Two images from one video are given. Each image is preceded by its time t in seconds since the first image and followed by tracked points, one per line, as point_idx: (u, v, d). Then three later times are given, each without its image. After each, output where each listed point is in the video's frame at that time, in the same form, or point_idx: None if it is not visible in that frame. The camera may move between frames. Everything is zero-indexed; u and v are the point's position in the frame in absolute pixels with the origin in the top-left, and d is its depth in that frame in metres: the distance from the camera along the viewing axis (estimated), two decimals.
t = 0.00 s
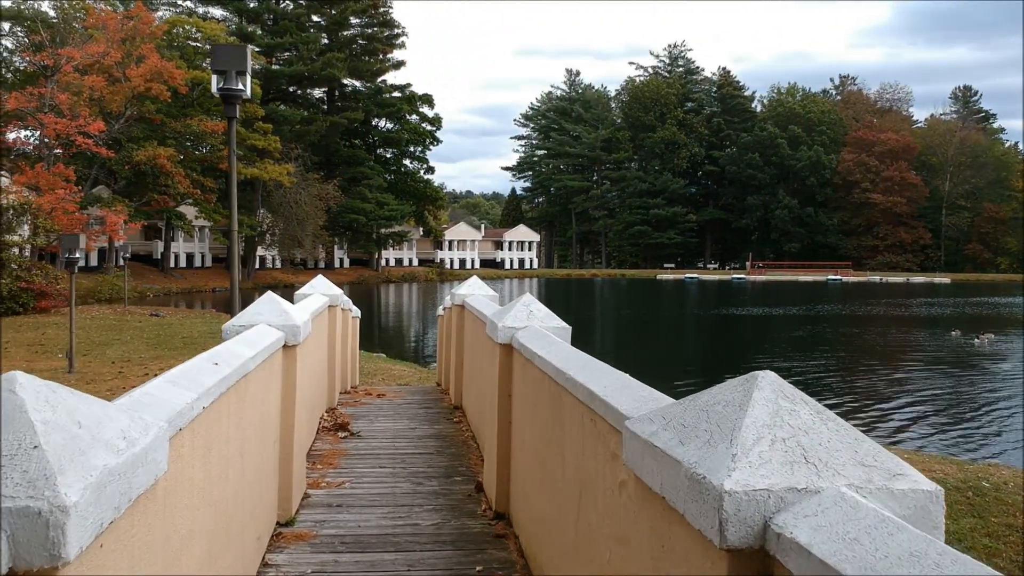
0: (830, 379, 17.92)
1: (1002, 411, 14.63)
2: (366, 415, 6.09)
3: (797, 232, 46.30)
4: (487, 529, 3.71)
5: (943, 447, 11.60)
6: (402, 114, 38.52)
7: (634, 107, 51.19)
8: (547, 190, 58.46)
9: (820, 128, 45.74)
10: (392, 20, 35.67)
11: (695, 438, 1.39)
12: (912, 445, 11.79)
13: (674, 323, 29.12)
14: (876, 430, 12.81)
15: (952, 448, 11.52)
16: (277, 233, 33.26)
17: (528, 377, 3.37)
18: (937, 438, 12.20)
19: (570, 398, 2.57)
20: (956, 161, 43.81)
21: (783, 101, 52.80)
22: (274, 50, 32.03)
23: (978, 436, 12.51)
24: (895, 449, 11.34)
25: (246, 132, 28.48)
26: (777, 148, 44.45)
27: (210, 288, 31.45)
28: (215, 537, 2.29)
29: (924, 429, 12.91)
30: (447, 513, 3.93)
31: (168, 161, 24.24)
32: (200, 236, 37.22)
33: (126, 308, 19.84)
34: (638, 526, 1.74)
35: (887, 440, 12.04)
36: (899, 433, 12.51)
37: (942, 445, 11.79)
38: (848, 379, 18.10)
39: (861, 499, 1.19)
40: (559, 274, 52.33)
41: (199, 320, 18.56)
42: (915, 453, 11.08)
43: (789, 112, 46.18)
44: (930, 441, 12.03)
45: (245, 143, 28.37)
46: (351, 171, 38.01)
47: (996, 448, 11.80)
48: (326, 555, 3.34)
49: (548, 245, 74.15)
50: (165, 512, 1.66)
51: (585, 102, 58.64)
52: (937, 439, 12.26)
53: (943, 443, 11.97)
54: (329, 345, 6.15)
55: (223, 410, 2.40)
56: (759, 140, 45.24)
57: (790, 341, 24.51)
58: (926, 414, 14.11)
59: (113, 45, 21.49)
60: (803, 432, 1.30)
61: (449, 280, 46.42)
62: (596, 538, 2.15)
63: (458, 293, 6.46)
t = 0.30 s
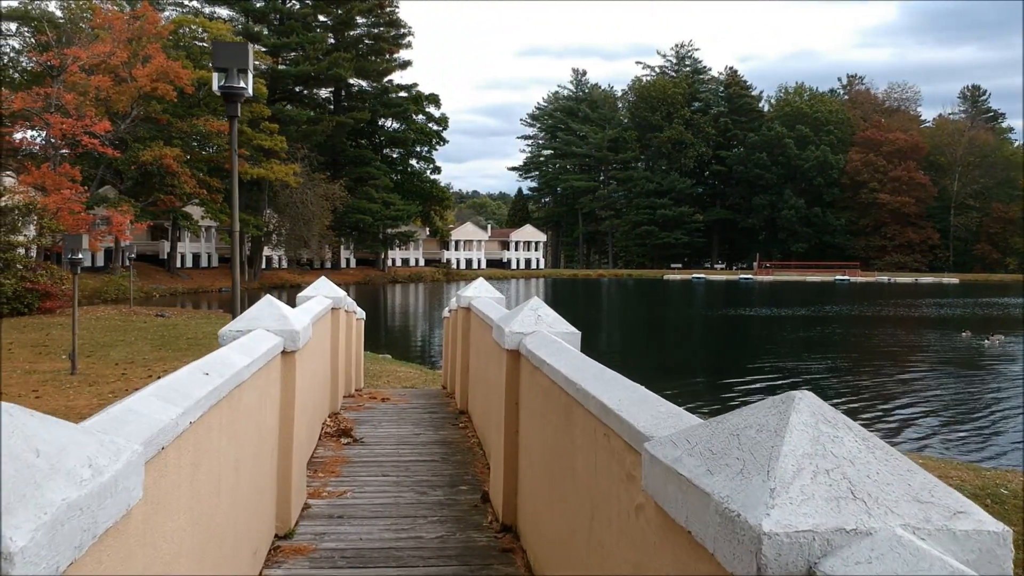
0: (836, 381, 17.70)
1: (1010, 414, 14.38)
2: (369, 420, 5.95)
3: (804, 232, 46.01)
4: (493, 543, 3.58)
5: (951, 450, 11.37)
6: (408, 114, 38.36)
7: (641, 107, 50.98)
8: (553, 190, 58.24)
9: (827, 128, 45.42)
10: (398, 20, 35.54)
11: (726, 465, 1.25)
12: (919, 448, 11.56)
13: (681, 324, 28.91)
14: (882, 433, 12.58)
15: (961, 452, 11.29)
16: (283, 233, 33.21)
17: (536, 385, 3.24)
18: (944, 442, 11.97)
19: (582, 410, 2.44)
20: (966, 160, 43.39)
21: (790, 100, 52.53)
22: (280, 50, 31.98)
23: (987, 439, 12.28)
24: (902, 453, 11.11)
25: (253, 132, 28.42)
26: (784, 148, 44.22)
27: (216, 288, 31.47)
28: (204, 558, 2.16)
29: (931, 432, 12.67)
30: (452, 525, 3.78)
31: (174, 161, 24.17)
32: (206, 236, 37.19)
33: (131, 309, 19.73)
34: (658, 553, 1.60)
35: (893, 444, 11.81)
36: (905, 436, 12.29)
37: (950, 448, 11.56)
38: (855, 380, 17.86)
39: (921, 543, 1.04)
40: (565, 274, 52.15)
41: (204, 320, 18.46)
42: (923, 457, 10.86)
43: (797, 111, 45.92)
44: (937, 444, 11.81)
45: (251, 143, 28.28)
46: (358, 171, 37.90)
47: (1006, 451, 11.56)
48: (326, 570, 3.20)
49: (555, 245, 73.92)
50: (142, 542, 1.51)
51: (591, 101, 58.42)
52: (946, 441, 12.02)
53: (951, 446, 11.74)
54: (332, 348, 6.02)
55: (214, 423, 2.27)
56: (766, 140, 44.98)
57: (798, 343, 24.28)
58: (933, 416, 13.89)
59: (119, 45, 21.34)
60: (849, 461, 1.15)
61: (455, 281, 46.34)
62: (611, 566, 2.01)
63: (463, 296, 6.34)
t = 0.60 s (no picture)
0: (839, 382, 17.53)
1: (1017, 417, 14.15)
2: (370, 426, 5.82)
3: (810, 232, 45.75)
4: (497, 559, 3.44)
5: (955, 454, 11.18)
6: (413, 114, 38.25)
7: (646, 107, 50.79)
8: (558, 190, 58.09)
9: (834, 128, 45.16)
10: (403, 20, 35.44)
11: (758, 506, 1.11)
12: (921, 451, 11.39)
13: (686, 324, 28.74)
14: (884, 436, 12.42)
15: (964, 456, 11.12)
16: (288, 233, 33.12)
17: (543, 396, 3.10)
18: (946, 445, 11.80)
19: (590, 426, 2.30)
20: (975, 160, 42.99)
21: (797, 99, 52.28)
22: (285, 50, 31.91)
23: (992, 442, 12.09)
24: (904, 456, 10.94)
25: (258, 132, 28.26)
26: (790, 148, 44.04)
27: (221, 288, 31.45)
28: None
29: (934, 435, 12.49)
30: (455, 540, 3.64)
31: (179, 161, 24.19)
32: (211, 236, 37.19)
33: (135, 309, 19.58)
34: None
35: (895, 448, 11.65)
36: (907, 439, 12.12)
37: (953, 452, 11.38)
38: (860, 382, 17.67)
39: None
40: (570, 274, 51.99)
41: (206, 321, 18.40)
42: (926, 460, 10.70)
43: (802, 111, 45.72)
44: (942, 448, 11.60)
45: (255, 143, 28.23)
46: (363, 171, 37.81)
47: (1012, 455, 11.35)
48: None
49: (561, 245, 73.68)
50: None
51: (597, 101, 58.24)
52: (950, 445, 11.83)
53: (954, 450, 11.57)
54: (333, 352, 5.88)
55: (200, 441, 2.15)
56: (772, 140, 44.78)
57: (804, 344, 24.07)
58: (936, 419, 13.71)
59: (124, 45, 21.26)
60: (902, 508, 1.01)
61: (461, 281, 46.22)
62: None
63: (467, 299, 6.20)
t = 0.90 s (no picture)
0: (845, 384, 17.33)
1: None
2: (372, 434, 5.68)
3: (816, 233, 45.51)
4: None
5: (959, 458, 11.00)
6: (418, 114, 38.15)
7: (651, 107, 50.62)
8: (563, 190, 57.98)
9: (840, 128, 44.92)
10: (408, 19, 35.28)
11: (800, 562, 0.97)
12: (925, 456, 11.20)
13: (691, 325, 28.57)
14: (888, 439, 12.24)
15: (969, 459, 10.91)
16: (292, 233, 33.04)
17: (548, 409, 2.96)
18: (952, 449, 11.60)
19: (599, 443, 2.17)
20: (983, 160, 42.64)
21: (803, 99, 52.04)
22: (290, 50, 31.86)
23: (999, 446, 11.87)
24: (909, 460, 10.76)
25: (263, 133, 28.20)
26: (796, 148, 43.86)
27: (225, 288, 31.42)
28: None
29: (940, 439, 12.30)
30: (456, 556, 3.50)
31: (183, 161, 24.14)
32: (215, 236, 37.17)
33: (138, 310, 19.50)
34: None
35: (901, 452, 11.45)
36: (911, 444, 11.96)
37: (958, 456, 11.19)
38: (865, 384, 17.49)
39: None
40: (575, 275, 51.84)
41: (208, 322, 18.34)
42: (932, 464, 10.52)
43: (808, 111, 45.50)
44: (947, 453, 11.41)
45: (259, 143, 28.15)
46: (368, 171, 37.73)
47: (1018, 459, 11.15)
48: None
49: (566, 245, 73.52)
50: None
51: (602, 101, 58.10)
52: (955, 450, 11.64)
53: (958, 454, 11.39)
54: (333, 357, 5.75)
55: (184, 461, 2.02)
56: (778, 140, 44.59)
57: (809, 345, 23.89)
58: (943, 423, 13.48)
59: (128, 45, 21.19)
60: (970, 571, 0.87)
61: (465, 281, 46.10)
62: None
63: (471, 303, 6.06)
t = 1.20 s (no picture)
0: (852, 386, 17.10)
1: None
2: (376, 441, 5.55)
3: (825, 233, 45.19)
4: None
5: (968, 463, 10.78)
6: (425, 114, 38.05)
7: (659, 107, 50.39)
8: (571, 191, 57.82)
9: (849, 127, 44.60)
10: (415, 19, 35.12)
11: None
12: (933, 460, 10.97)
13: (699, 326, 28.34)
14: (896, 443, 12.02)
15: (979, 465, 10.68)
16: (300, 233, 32.98)
17: (558, 423, 2.82)
18: (962, 454, 11.37)
19: (613, 463, 2.05)
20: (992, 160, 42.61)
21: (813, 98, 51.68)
22: (297, 50, 31.83)
23: (1010, 451, 11.62)
24: (918, 465, 10.54)
25: (271, 134, 28.17)
26: (804, 147, 43.59)
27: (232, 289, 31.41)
28: None
29: (949, 443, 12.07)
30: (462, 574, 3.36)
31: (191, 161, 24.16)
32: (223, 237, 37.21)
33: (145, 311, 19.48)
34: None
35: (909, 456, 11.23)
36: (920, 448, 11.76)
37: (967, 461, 10.97)
38: (873, 385, 17.27)
39: None
40: (583, 275, 51.64)
41: (212, 322, 18.30)
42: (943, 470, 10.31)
43: (817, 110, 45.20)
44: (956, 457, 11.20)
45: (267, 143, 28.12)
46: (375, 171, 37.64)
47: None
48: None
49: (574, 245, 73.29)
50: None
51: (609, 101, 57.89)
52: (964, 454, 11.43)
53: (968, 458, 11.17)
54: (337, 362, 5.62)
55: (170, 482, 1.89)
56: (786, 139, 44.31)
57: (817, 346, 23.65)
58: (952, 426, 13.25)
59: (136, 45, 21.20)
60: None
61: (473, 281, 45.97)
62: None
63: (478, 307, 5.93)
